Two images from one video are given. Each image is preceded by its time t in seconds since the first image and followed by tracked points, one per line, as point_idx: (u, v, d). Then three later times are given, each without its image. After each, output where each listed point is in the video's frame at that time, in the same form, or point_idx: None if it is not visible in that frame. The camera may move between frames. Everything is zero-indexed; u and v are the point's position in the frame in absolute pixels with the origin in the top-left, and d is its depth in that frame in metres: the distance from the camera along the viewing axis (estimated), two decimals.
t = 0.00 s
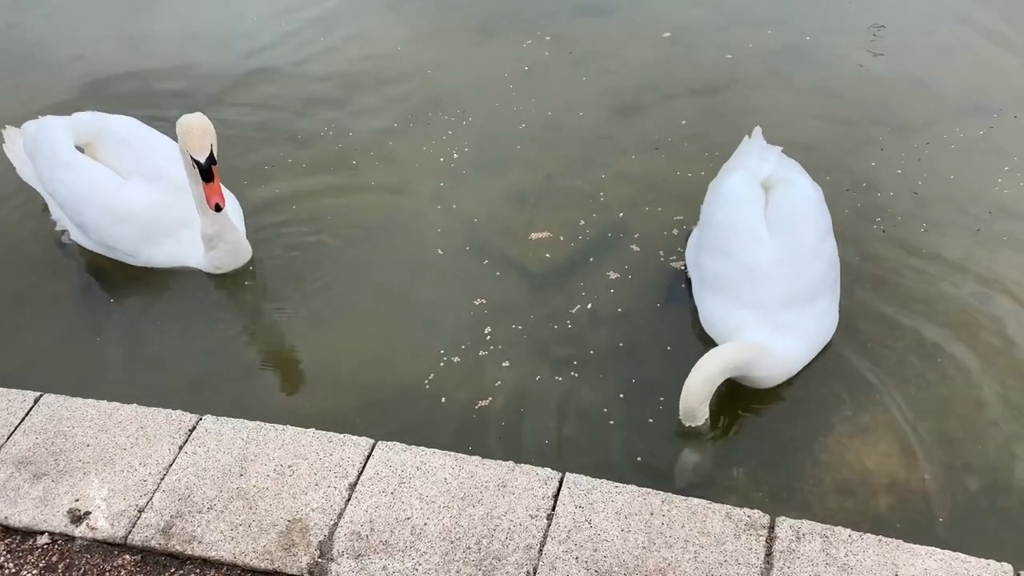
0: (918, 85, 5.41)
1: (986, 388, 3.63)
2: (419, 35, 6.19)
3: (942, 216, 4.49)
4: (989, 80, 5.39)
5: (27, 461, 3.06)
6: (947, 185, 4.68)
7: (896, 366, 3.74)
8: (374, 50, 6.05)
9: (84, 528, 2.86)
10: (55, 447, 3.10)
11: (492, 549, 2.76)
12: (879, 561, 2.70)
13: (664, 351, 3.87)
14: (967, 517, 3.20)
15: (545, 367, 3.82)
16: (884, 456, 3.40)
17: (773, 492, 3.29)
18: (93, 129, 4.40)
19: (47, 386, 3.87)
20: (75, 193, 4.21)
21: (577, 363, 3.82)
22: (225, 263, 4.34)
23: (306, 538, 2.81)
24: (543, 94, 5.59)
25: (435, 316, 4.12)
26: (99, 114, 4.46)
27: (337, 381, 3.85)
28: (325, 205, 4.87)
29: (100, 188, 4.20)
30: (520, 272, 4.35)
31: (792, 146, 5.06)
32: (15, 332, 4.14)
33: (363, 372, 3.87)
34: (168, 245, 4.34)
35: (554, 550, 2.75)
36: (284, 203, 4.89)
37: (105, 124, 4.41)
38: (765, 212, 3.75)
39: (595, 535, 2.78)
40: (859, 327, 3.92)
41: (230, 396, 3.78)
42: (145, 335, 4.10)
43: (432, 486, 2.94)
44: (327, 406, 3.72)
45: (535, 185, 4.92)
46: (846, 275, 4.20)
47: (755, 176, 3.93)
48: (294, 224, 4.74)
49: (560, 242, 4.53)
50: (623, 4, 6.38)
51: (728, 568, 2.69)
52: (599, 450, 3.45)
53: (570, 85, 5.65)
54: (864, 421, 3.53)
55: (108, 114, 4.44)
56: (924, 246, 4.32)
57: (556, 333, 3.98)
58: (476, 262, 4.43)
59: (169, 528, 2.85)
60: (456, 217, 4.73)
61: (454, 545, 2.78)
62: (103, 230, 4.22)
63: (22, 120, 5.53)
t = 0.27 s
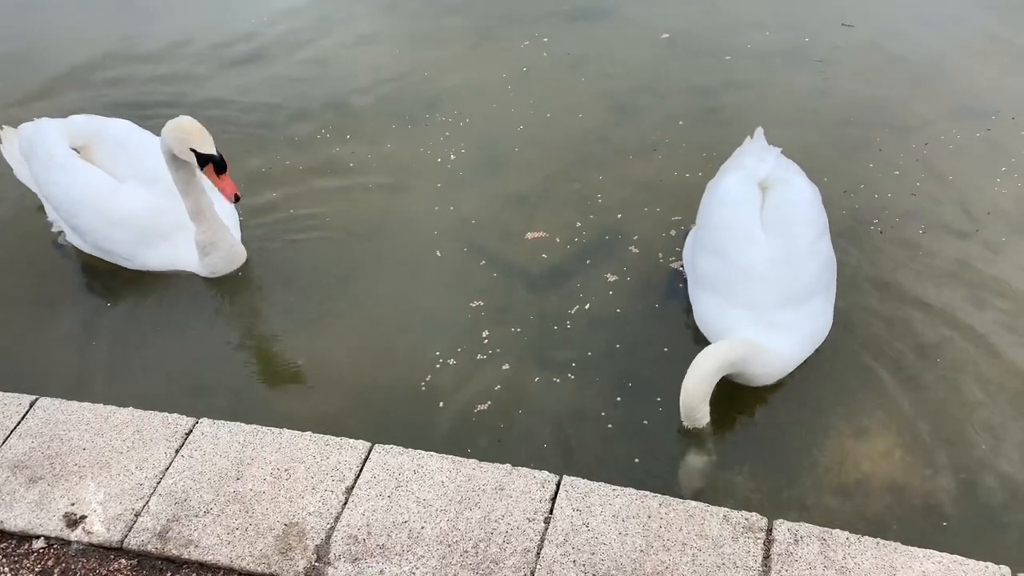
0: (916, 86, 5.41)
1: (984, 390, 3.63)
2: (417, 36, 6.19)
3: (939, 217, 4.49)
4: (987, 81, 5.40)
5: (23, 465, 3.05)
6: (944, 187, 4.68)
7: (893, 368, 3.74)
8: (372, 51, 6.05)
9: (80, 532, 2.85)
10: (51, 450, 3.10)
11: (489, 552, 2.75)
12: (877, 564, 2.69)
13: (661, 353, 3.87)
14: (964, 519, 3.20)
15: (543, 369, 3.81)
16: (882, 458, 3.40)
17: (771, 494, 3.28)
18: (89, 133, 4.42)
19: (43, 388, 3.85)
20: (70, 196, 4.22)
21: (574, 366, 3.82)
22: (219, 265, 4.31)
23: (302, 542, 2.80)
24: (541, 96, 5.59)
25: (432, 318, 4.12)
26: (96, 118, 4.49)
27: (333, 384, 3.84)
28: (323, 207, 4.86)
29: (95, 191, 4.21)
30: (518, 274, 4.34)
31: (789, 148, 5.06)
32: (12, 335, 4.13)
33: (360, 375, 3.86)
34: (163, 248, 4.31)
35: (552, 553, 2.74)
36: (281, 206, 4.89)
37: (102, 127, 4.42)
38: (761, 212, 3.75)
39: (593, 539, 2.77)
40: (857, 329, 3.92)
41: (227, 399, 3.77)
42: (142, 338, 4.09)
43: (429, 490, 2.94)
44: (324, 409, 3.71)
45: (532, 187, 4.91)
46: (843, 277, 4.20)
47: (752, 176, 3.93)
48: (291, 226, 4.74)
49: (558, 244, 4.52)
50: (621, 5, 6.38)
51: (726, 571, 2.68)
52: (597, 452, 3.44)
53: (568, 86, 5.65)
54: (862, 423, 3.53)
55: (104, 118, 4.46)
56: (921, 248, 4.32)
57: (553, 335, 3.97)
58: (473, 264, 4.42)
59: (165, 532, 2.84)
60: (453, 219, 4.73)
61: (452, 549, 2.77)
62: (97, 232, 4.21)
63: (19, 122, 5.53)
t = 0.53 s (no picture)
0: (913, 87, 5.42)
1: (981, 392, 3.63)
2: (415, 38, 6.19)
3: (936, 219, 4.49)
4: (984, 82, 5.40)
5: (21, 469, 3.05)
6: (940, 189, 4.68)
7: (891, 369, 3.74)
8: (369, 53, 6.05)
9: (78, 536, 2.85)
10: (49, 454, 3.09)
11: (487, 555, 2.75)
12: (875, 565, 2.69)
13: (659, 355, 3.87)
14: (963, 521, 3.19)
15: (541, 371, 3.81)
16: (880, 460, 3.40)
17: (769, 496, 3.28)
18: (84, 136, 4.42)
19: (40, 392, 3.85)
20: (66, 200, 4.24)
21: (572, 368, 3.82)
22: (215, 268, 4.29)
23: (301, 545, 2.80)
24: (538, 98, 5.59)
25: (430, 321, 4.11)
26: (92, 122, 4.49)
27: (331, 387, 3.83)
28: (320, 210, 4.86)
29: (90, 195, 4.21)
30: (515, 276, 4.34)
31: (787, 149, 5.06)
32: (10, 339, 4.12)
33: (358, 378, 3.86)
34: (159, 251, 4.31)
35: (550, 556, 2.74)
36: (279, 208, 4.88)
37: (97, 130, 4.43)
38: (756, 213, 3.76)
39: (591, 541, 2.77)
40: (854, 330, 3.92)
41: (226, 402, 3.77)
42: (140, 341, 4.09)
43: (427, 493, 2.94)
44: (322, 411, 3.71)
45: (530, 190, 4.91)
46: (840, 279, 4.20)
47: (749, 178, 3.94)
48: (288, 229, 4.73)
49: (555, 246, 4.52)
50: (618, 7, 6.39)
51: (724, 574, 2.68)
52: (595, 455, 3.44)
53: (566, 88, 5.65)
54: (860, 426, 3.53)
55: (100, 121, 4.47)
56: (918, 250, 4.32)
57: (550, 338, 3.97)
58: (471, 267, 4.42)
59: (163, 536, 2.84)
60: (451, 221, 4.72)
61: (450, 552, 2.77)
62: (94, 236, 4.22)
63: (16, 125, 5.52)
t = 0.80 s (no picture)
0: (912, 88, 5.42)
1: (981, 392, 3.63)
2: (414, 39, 6.20)
3: (935, 220, 4.49)
4: (984, 83, 5.40)
5: (21, 470, 3.05)
6: (940, 189, 4.68)
7: (890, 370, 3.74)
8: (369, 54, 6.05)
9: (78, 537, 2.85)
10: (49, 455, 3.09)
11: (487, 556, 2.75)
12: (875, 566, 2.69)
13: (658, 356, 3.87)
14: (962, 522, 3.19)
15: (540, 372, 3.81)
16: (879, 460, 3.40)
17: (769, 496, 3.28)
18: (84, 138, 4.42)
19: (40, 393, 3.85)
20: (67, 201, 4.24)
21: (571, 369, 3.82)
22: (216, 269, 4.29)
23: (300, 546, 2.80)
24: (538, 99, 5.59)
25: (429, 322, 4.11)
26: (91, 124, 4.50)
27: (330, 388, 3.83)
28: (320, 210, 4.86)
29: (91, 196, 4.21)
30: (515, 277, 4.34)
31: (786, 150, 5.06)
32: (10, 339, 4.12)
33: (358, 379, 3.86)
34: (160, 252, 4.31)
35: (550, 556, 2.74)
36: (278, 209, 4.88)
37: (97, 132, 4.43)
38: (755, 213, 3.76)
39: (591, 542, 2.78)
40: (853, 331, 3.92)
41: (225, 402, 3.77)
42: (140, 342, 4.09)
43: (427, 494, 2.94)
44: (321, 412, 3.71)
45: (529, 191, 4.91)
46: (839, 280, 4.20)
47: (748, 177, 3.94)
48: (288, 230, 4.73)
49: (555, 247, 4.52)
50: (617, 9, 6.40)
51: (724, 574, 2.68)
52: (594, 456, 3.43)
53: (565, 89, 5.65)
54: (859, 427, 3.53)
55: (100, 123, 4.47)
56: (917, 250, 4.32)
57: (550, 339, 3.97)
58: (470, 268, 4.42)
59: (163, 536, 2.84)
60: (450, 222, 4.73)
61: (449, 552, 2.77)
62: (95, 238, 4.22)
63: (17, 127, 5.53)
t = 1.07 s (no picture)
0: (914, 89, 5.42)
1: (982, 393, 3.62)
2: (416, 39, 6.20)
3: (937, 221, 4.49)
4: (986, 83, 5.40)
5: (23, 469, 3.05)
6: (941, 190, 4.68)
7: (891, 371, 3.74)
8: (371, 54, 6.06)
9: (80, 537, 2.85)
10: (51, 454, 3.10)
11: (488, 556, 2.75)
12: (876, 566, 2.69)
13: (659, 356, 3.87)
14: (963, 523, 3.19)
15: (541, 372, 3.81)
16: (880, 461, 3.40)
17: (770, 497, 3.28)
18: (87, 139, 4.42)
19: (42, 392, 3.85)
20: (70, 202, 4.24)
21: (572, 369, 3.82)
22: (220, 269, 4.29)
23: (302, 546, 2.80)
24: (539, 99, 5.60)
25: (430, 322, 4.12)
26: (94, 125, 4.50)
27: (331, 388, 3.83)
28: (322, 210, 4.86)
29: (94, 196, 4.21)
30: (516, 277, 4.34)
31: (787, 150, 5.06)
32: (12, 339, 4.13)
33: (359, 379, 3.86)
34: (164, 253, 4.32)
35: (551, 557, 2.74)
36: (280, 209, 4.89)
37: (100, 133, 4.43)
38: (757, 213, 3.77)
39: (592, 542, 2.78)
40: (854, 332, 3.92)
41: (227, 402, 3.77)
42: (142, 341, 4.09)
43: (428, 494, 2.94)
44: (323, 412, 3.71)
45: (530, 191, 4.91)
46: (841, 281, 4.20)
47: (753, 178, 3.95)
48: (289, 229, 4.74)
49: (556, 247, 4.52)
50: (619, 10, 6.40)
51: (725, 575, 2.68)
52: (595, 457, 3.44)
53: (567, 89, 5.65)
54: (860, 427, 3.53)
55: (103, 123, 4.48)
56: (919, 251, 4.32)
57: (551, 339, 3.97)
58: (471, 268, 4.43)
59: (165, 536, 2.84)
60: (452, 222, 4.73)
61: (451, 552, 2.77)
62: (99, 238, 4.23)
63: (19, 126, 5.54)
